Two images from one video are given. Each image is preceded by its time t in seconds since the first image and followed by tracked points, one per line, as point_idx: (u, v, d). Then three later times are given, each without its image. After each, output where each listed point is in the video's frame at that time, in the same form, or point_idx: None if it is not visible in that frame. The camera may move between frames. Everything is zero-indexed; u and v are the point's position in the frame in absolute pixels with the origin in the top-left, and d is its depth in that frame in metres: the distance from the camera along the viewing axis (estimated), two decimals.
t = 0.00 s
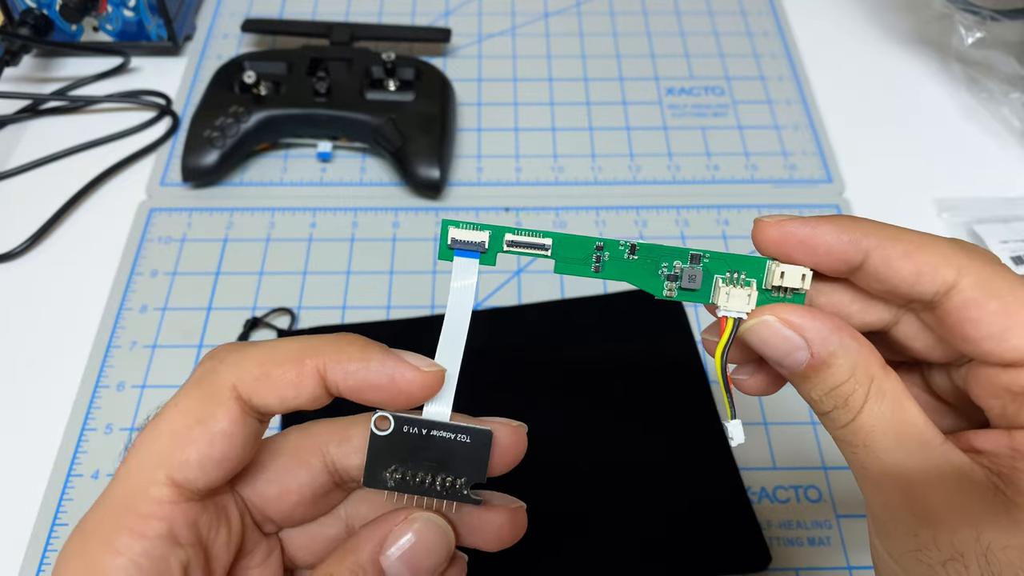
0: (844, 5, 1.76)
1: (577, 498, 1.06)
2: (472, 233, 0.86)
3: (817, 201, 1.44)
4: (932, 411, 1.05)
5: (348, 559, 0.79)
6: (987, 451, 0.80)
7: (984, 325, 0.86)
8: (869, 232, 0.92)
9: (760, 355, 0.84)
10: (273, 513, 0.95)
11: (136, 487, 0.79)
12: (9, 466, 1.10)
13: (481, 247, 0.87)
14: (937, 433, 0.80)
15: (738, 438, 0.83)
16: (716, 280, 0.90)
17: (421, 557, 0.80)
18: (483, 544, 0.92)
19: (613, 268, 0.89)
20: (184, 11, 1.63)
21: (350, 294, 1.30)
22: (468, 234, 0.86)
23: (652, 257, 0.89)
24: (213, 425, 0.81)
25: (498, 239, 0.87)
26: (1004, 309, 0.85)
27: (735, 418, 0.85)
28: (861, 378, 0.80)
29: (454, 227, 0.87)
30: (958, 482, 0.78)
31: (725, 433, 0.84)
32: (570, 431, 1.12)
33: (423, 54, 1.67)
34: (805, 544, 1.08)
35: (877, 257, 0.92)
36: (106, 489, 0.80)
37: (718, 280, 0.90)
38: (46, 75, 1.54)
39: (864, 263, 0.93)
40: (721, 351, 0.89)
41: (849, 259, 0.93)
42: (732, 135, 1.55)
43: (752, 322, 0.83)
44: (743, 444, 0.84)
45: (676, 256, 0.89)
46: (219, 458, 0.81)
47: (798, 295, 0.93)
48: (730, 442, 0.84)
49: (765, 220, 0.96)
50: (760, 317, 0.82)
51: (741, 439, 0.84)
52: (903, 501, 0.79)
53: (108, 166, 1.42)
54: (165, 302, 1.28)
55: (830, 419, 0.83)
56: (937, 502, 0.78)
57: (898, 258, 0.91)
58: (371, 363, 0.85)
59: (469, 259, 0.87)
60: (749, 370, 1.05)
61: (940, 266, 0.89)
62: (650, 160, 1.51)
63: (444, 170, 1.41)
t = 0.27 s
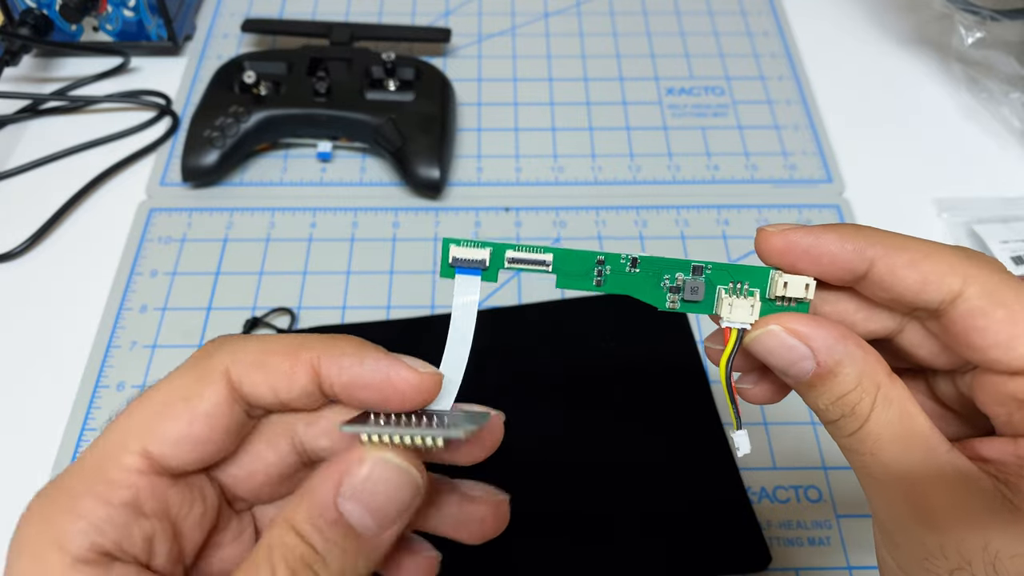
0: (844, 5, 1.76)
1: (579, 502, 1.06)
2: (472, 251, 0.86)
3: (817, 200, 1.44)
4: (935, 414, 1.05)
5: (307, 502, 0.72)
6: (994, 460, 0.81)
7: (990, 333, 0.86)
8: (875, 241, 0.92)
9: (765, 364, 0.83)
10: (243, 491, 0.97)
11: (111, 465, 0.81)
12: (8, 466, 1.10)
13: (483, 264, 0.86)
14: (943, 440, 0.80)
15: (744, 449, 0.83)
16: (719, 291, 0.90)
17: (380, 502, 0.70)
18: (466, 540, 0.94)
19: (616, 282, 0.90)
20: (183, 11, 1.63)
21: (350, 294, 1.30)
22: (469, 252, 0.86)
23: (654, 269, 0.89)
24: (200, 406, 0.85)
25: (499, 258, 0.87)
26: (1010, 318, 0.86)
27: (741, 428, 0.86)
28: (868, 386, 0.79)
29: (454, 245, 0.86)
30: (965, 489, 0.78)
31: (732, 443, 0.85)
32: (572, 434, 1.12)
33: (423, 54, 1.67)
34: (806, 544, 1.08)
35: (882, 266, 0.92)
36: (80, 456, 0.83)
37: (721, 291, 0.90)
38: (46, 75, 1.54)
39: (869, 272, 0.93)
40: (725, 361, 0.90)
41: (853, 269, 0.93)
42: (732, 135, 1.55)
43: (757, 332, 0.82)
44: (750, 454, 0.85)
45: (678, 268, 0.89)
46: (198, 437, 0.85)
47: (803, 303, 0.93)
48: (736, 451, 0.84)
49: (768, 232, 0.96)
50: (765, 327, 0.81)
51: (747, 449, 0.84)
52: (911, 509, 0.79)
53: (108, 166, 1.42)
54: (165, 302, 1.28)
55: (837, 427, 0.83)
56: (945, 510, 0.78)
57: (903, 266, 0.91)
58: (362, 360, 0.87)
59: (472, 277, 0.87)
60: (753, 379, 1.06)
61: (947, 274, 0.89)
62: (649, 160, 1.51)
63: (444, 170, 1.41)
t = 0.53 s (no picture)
0: (845, 5, 1.76)
1: (580, 500, 1.05)
2: (470, 261, 0.85)
3: (816, 201, 1.44)
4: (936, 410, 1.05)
5: (273, 365, 0.74)
6: (1002, 452, 0.83)
7: (997, 319, 0.88)
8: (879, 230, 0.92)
9: (772, 357, 0.83)
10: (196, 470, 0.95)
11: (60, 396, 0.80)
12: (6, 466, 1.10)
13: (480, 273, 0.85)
14: (952, 434, 0.81)
15: (752, 444, 0.83)
16: (718, 287, 0.89)
17: (349, 356, 0.73)
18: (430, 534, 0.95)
19: (613, 285, 0.90)
20: (184, 11, 1.63)
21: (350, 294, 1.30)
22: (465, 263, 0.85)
23: (651, 268, 0.89)
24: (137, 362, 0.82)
25: (495, 267, 0.86)
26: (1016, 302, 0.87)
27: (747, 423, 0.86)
28: (876, 377, 0.80)
29: (451, 256, 0.86)
30: (974, 482, 0.78)
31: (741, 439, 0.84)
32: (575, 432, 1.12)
33: (422, 54, 1.66)
34: (806, 544, 1.08)
35: (884, 254, 0.92)
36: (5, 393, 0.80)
37: (721, 287, 0.89)
38: (45, 75, 1.53)
39: (873, 261, 0.93)
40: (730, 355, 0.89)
41: (856, 257, 0.93)
42: (732, 135, 1.55)
43: (766, 322, 0.81)
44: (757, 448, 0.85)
45: (675, 266, 0.89)
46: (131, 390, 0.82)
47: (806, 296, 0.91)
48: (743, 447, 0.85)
49: (767, 220, 0.96)
50: (774, 317, 0.81)
51: (755, 444, 0.84)
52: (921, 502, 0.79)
53: (108, 166, 1.42)
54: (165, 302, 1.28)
55: (845, 420, 0.82)
56: (956, 501, 0.78)
57: (908, 253, 0.92)
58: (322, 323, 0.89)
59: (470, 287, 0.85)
60: (753, 376, 1.06)
61: (952, 260, 0.90)
62: (650, 160, 1.50)
63: (444, 170, 1.40)
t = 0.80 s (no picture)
0: (845, 5, 1.76)
1: (580, 500, 1.05)
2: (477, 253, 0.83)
3: (817, 201, 1.44)
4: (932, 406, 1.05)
5: (279, 319, 0.76)
6: (994, 446, 0.83)
7: (983, 313, 0.88)
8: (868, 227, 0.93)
9: (768, 355, 0.83)
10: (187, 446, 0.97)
11: (59, 362, 0.84)
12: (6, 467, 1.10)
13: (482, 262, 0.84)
14: (946, 429, 0.81)
15: (747, 440, 0.83)
16: (711, 286, 0.89)
17: (355, 308, 0.75)
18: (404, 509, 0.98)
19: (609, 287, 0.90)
20: (184, 11, 1.63)
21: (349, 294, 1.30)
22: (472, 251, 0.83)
23: (645, 270, 0.89)
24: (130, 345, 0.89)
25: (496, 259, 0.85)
26: (1003, 298, 0.87)
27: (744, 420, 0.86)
28: (871, 373, 0.80)
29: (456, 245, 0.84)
30: (969, 476, 0.78)
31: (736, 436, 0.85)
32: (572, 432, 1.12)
33: (423, 54, 1.66)
34: (805, 544, 1.08)
35: (876, 251, 0.93)
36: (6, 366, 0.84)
37: (713, 287, 0.89)
38: (45, 75, 1.54)
39: (863, 258, 0.94)
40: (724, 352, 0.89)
41: (848, 253, 0.94)
42: (733, 135, 1.55)
43: (762, 319, 0.82)
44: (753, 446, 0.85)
45: (669, 267, 0.89)
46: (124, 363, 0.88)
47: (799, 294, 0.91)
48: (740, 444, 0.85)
49: (759, 220, 0.97)
50: (769, 314, 0.81)
51: (751, 441, 0.84)
52: (919, 498, 0.79)
53: (108, 166, 1.42)
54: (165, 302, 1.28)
55: (840, 418, 0.82)
56: (952, 496, 0.78)
57: (897, 249, 0.93)
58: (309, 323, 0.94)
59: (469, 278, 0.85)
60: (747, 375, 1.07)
61: (940, 255, 0.91)
62: (650, 160, 1.50)
63: (444, 170, 1.41)
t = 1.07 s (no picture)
0: (845, 5, 1.76)
1: (580, 501, 1.05)
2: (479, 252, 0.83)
3: (817, 201, 1.44)
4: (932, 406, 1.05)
5: (286, 326, 0.76)
6: (995, 448, 0.84)
7: (986, 313, 0.89)
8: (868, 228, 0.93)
9: (767, 357, 0.83)
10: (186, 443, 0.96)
11: (67, 360, 0.86)
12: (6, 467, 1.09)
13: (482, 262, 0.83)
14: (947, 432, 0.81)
15: (747, 444, 0.83)
16: (709, 288, 0.89)
17: (360, 321, 0.75)
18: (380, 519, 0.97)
19: (607, 289, 0.89)
20: (184, 11, 1.63)
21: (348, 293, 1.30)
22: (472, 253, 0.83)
23: (642, 272, 0.89)
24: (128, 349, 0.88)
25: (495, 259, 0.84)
26: (1003, 298, 0.88)
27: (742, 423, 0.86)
28: (870, 376, 0.79)
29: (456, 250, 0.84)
30: (971, 480, 0.79)
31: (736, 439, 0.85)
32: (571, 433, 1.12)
33: (423, 54, 1.66)
34: (806, 544, 1.08)
35: (875, 251, 0.93)
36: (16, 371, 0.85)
37: (711, 289, 0.89)
38: (45, 75, 1.54)
39: (863, 258, 0.94)
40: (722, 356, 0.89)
41: (848, 253, 0.93)
42: (733, 135, 1.55)
43: (760, 321, 0.82)
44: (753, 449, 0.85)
45: (666, 269, 0.89)
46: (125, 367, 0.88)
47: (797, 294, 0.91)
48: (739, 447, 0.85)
49: (758, 220, 0.96)
50: (769, 315, 0.81)
51: (751, 443, 0.84)
52: (921, 501, 0.79)
53: (108, 166, 1.42)
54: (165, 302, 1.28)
55: (839, 421, 0.82)
56: (955, 499, 0.78)
57: (897, 249, 0.93)
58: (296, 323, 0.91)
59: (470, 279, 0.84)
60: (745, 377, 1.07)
61: (941, 256, 0.91)
62: (650, 160, 1.50)
63: (444, 170, 1.41)
